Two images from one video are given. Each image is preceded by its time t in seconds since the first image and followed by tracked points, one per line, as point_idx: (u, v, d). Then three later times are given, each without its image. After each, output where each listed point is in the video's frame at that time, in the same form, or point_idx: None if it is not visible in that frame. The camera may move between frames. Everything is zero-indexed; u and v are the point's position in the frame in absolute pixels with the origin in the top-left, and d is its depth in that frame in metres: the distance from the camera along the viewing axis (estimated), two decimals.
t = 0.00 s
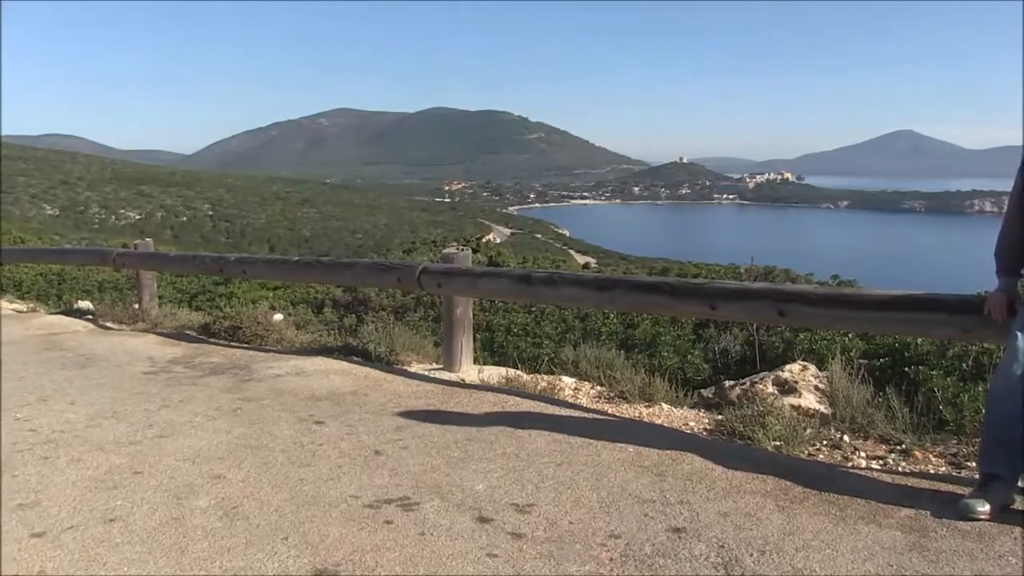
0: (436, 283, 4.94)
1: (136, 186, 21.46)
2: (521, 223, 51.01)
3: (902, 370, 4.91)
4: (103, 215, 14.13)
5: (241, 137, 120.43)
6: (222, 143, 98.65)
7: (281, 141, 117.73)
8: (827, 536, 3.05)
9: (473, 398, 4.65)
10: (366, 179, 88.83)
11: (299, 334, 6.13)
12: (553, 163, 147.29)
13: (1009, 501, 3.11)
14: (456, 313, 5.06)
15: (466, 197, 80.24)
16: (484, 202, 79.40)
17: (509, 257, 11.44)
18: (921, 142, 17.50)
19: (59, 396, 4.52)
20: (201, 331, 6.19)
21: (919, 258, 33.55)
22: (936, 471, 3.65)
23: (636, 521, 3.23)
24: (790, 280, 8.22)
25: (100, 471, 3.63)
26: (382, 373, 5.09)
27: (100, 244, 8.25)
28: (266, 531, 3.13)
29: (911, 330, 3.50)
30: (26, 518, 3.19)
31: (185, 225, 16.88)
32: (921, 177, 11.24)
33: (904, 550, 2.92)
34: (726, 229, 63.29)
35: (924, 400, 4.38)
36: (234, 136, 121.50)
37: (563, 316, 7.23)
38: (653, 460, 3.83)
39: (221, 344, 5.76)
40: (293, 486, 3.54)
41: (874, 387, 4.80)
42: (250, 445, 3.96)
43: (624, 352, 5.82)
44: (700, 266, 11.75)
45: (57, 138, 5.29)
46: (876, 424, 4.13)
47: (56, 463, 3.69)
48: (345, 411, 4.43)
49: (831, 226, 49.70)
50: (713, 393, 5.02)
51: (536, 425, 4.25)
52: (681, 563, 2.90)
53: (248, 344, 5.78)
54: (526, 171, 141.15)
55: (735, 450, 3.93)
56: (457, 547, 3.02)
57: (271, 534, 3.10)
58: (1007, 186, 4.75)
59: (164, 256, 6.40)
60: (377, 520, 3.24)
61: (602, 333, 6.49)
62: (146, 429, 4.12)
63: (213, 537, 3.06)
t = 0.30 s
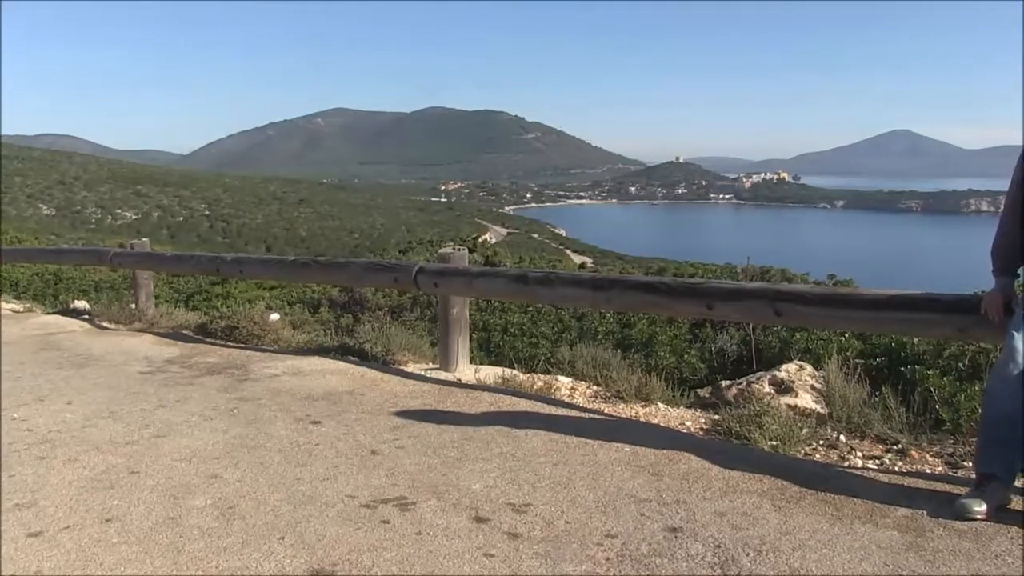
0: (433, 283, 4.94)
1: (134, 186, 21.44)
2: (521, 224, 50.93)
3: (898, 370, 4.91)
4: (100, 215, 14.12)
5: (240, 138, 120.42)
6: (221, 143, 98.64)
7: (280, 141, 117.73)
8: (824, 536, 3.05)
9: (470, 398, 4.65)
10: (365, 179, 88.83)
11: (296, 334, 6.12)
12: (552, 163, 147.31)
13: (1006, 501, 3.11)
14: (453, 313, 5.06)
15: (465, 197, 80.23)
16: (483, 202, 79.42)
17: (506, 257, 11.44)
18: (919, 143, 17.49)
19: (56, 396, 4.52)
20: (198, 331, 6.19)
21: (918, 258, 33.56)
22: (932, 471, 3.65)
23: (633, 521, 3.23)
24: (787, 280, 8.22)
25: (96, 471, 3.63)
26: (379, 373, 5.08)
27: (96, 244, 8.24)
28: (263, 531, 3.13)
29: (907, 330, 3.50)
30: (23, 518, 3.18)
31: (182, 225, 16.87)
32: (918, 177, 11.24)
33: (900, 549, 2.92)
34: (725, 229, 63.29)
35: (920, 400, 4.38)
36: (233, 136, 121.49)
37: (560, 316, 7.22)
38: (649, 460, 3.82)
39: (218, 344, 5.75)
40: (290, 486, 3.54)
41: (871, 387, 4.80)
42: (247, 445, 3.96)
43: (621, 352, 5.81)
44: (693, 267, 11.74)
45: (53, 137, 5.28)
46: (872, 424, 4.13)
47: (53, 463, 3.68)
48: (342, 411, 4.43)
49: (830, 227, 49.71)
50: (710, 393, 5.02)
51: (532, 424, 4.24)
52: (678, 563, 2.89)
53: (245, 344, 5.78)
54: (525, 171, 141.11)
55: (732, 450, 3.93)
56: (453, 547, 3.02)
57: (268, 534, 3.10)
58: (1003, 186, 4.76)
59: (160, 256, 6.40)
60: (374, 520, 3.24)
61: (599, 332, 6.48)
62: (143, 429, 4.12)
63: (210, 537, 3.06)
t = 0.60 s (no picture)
0: (433, 283, 4.94)
1: (135, 186, 21.43)
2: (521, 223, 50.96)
3: (899, 370, 4.91)
4: (100, 215, 14.11)
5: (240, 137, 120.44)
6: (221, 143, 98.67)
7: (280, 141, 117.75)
8: (824, 536, 3.05)
9: (470, 398, 4.65)
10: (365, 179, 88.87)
11: (297, 333, 6.13)
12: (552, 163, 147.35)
13: (1006, 501, 3.11)
14: (453, 313, 5.06)
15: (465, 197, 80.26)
16: (483, 202, 79.39)
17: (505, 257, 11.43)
18: (918, 142, 17.54)
19: (57, 396, 4.52)
20: (198, 331, 6.19)
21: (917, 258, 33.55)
22: (933, 471, 3.65)
23: (634, 521, 3.23)
24: (787, 280, 8.22)
25: (97, 471, 3.64)
26: (380, 373, 5.09)
27: (97, 245, 8.25)
28: (264, 531, 3.14)
29: (907, 330, 3.50)
30: (24, 518, 3.19)
31: (183, 225, 16.87)
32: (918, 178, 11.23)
33: (901, 549, 2.92)
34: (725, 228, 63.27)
35: (921, 400, 4.38)
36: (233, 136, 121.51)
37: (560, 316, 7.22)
38: (649, 460, 3.83)
39: (218, 344, 5.76)
40: (291, 486, 3.54)
41: (871, 387, 4.80)
42: (247, 446, 3.96)
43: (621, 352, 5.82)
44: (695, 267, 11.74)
45: (54, 137, 5.28)
46: (873, 423, 4.13)
47: (53, 463, 3.69)
48: (343, 411, 4.44)
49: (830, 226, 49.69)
50: (710, 393, 5.02)
51: (533, 425, 4.25)
52: (678, 563, 2.90)
53: (246, 344, 5.78)
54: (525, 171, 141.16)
55: (733, 450, 3.93)
56: (454, 547, 3.02)
57: (269, 534, 3.11)
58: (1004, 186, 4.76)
59: (161, 256, 6.40)
60: (375, 520, 3.25)
61: (599, 332, 6.48)
62: (144, 429, 4.12)
63: (211, 537, 3.07)
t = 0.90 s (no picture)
0: (435, 283, 4.94)
1: (135, 186, 21.41)
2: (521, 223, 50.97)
3: (901, 370, 4.91)
4: (102, 215, 14.11)
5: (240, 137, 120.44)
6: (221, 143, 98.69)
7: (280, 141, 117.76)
8: (826, 536, 3.05)
9: (472, 398, 4.65)
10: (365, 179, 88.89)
11: (298, 334, 6.13)
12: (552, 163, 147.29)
13: (1008, 501, 3.11)
14: (455, 313, 5.06)
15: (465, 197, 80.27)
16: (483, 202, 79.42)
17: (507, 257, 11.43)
18: (919, 143, 17.52)
19: (59, 396, 4.52)
20: (200, 331, 6.19)
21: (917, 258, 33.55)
22: (935, 471, 3.65)
23: (636, 521, 3.23)
24: (789, 280, 8.21)
25: (99, 471, 3.63)
26: (381, 373, 5.09)
27: (98, 245, 8.25)
28: (266, 531, 3.13)
29: (909, 330, 3.50)
30: (26, 518, 3.19)
31: (184, 226, 16.87)
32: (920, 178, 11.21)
33: (903, 549, 2.92)
34: (726, 228, 63.25)
35: (923, 400, 4.38)
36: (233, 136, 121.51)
37: (562, 317, 7.22)
38: (651, 460, 3.82)
39: (220, 344, 5.76)
40: (292, 486, 3.54)
41: (874, 387, 4.80)
42: (249, 446, 3.96)
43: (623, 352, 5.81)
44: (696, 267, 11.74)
45: (55, 137, 5.28)
46: (875, 424, 4.13)
47: (55, 463, 3.69)
48: (344, 411, 4.43)
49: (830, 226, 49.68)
50: (712, 393, 5.02)
51: (535, 425, 4.24)
52: (680, 563, 2.89)
53: (248, 344, 5.78)
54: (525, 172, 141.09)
55: (735, 450, 3.93)
56: (456, 548, 3.02)
57: (271, 534, 3.11)
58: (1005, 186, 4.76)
59: (162, 256, 6.40)
60: (376, 520, 3.24)
61: (601, 332, 6.48)
62: (145, 429, 4.12)
63: (213, 538, 3.07)
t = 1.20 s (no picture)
0: (436, 283, 4.94)
1: (137, 186, 21.41)
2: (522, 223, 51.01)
3: (902, 370, 4.91)
4: (104, 215, 14.13)
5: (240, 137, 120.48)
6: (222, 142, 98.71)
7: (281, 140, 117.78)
8: (828, 536, 3.05)
9: (474, 398, 4.65)
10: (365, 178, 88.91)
11: (300, 333, 6.13)
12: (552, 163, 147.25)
13: (1010, 500, 3.11)
14: (457, 313, 5.06)
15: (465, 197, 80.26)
16: (484, 202, 79.36)
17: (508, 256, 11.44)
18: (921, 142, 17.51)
19: (60, 396, 4.52)
20: (201, 331, 6.19)
21: (918, 258, 33.54)
22: (937, 471, 3.64)
23: (637, 521, 3.23)
24: (790, 280, 8.20)
25: (101, 471, 3.64)
26: (383, 373, 5.09)
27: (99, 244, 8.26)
28: (268, 531, 3.13)
29: (910, 330, 3.50)
30: (27, 518, 3.19)
31: (185, 225, 16.87)
32: (922, 177, 11.18)
33: (904, 549, 2.92)
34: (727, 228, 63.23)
35: (924, 400, 4.38)
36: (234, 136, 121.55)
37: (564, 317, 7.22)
38: (653, 460, 3.82)
39: (221, 344, 5.76)
40: (294, 486, 3.54)
41: (876, 387, 4.80)
42: (251, 445, 3.96)
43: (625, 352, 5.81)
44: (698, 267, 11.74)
45: (56, 137, 5.27)
46: (877, 423, 4.13)
47: (57, 463, 3.69)
48: (346, 411, 4.43)
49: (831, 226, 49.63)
50: (713, 392, 5.02)
51: (536, 425, 4.24)
52: (682, 563, 2.89)
53: (249, 344, 5.78)
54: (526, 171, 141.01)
55: (737, 450, 3.93)
56: (458, 548, 3.02)
57: (272, 534, 3.11)
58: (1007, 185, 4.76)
59: (164, 256, 6.40)
60: (378, 520, 3.25)
61: (603, 332, 6.48)
62: (147, 429, 4.12)
63: (215, 537, 3.07)
